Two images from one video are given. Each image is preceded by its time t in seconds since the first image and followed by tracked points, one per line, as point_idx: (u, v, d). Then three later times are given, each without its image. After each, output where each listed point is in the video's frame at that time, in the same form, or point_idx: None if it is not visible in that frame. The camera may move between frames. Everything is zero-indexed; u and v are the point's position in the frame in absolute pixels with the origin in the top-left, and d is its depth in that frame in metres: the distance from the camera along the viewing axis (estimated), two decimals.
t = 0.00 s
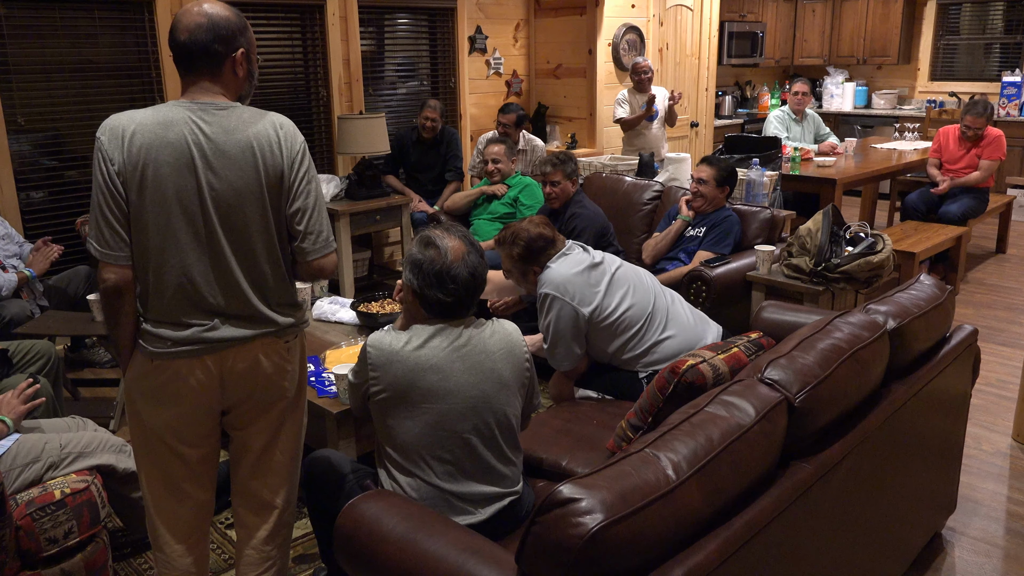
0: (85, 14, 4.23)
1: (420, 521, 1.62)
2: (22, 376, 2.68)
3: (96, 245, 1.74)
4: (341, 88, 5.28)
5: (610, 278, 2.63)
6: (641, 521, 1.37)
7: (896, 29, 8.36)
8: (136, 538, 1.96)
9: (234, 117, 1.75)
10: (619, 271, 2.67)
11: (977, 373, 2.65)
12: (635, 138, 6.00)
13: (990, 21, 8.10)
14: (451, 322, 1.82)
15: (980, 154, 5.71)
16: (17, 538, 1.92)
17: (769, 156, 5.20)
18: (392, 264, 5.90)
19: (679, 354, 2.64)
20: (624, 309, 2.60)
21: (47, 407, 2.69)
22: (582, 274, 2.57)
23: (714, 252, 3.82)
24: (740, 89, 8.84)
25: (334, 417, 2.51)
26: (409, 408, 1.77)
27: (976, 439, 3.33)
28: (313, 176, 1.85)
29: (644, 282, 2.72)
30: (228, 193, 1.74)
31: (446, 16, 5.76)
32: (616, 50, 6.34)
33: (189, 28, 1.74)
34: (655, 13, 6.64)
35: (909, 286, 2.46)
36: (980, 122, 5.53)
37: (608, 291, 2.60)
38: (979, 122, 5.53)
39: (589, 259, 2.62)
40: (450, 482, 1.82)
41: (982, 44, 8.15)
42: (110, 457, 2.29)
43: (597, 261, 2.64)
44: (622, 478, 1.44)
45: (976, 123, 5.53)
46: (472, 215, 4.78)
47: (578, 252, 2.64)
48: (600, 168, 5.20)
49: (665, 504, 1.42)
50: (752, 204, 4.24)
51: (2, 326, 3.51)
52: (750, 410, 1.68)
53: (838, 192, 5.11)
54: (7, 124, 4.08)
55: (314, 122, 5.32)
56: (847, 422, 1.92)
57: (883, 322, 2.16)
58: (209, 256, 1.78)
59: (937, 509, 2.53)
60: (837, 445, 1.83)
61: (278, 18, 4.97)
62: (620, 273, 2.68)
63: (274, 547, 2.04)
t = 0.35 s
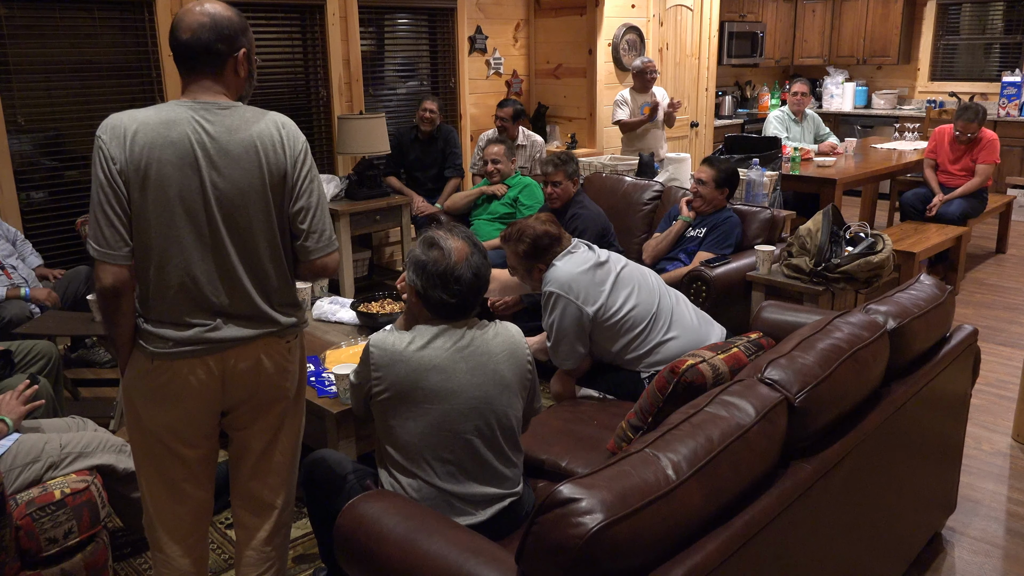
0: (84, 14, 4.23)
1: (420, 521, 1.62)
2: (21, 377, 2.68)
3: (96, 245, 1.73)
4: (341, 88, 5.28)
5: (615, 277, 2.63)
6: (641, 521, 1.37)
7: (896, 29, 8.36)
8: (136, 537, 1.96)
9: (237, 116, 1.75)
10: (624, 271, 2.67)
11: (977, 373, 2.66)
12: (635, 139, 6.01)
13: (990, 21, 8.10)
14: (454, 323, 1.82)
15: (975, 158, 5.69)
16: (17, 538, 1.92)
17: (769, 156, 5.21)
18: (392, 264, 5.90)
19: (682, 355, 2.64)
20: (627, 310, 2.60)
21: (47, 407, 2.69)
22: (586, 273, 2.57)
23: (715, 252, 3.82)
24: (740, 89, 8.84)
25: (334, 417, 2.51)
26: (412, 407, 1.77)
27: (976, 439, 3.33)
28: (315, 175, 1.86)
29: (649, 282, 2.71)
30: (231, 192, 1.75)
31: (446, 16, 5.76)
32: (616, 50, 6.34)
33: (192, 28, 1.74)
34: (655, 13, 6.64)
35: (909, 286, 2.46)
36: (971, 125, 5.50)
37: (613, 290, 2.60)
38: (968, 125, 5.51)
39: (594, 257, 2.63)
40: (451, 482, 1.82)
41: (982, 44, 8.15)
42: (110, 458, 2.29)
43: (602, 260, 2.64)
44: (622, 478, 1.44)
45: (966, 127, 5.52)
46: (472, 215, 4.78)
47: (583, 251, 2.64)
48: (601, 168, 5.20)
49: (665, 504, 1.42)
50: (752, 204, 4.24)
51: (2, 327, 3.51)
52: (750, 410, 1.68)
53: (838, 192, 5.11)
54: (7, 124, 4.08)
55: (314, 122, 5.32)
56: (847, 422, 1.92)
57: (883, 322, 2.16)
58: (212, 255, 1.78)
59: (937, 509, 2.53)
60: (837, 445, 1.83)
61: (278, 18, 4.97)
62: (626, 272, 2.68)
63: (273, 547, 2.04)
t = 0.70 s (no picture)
0: (84, 14, 4.23)
1: (419, 521, 1.62)
2: (21, 376, 2.68)
3: (92, 244, 1.71)
4: (341, 88, 5.28)
5: (618, 277, 2.63)
6: (641, 521, 1.37)
7: (897, 29, 8.36)
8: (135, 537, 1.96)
9: (239, 117, 1.76)
10: (627, 271, 2.67)
11: (976, 372, 2.66)
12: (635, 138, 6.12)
13: (990, 21, 8.10)
14: (458, 322, 1.82)
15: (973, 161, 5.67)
16: (17, 538, 1.92)
17: (769, 156, 5.21)
18: (392, 264, 5.90)
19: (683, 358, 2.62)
20: (629, 310, 2.60)
21: (47, 407, 2.69)
22: (589, 272, 2.57)
23: (714, 252, 3.82)
24: (740, 89, 8.84)
25: (334, 417, 2.50)
26: (415, 408, 1.77)
27: (976, 439, 3.33)
28: (315, 176, 1.87)
29: (653, 283, 2.70)
30: (233, 192, 1.75)
31: (446, 16, 5.76)
32: (616, 50, 6.34)
33: (199, 28, 1.74)
34: (655, 13, 6.64)
35: (909, 286, 2.46)
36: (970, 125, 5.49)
37: (615, 290, 2.60)
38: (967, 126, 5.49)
39: (598, 256, 2.63)
40: (452, 483, 1.82)
41: (982, 44, 8.15)
42: (110, 457, 2.29)
43: (606, 259, 2.64)
44: (623, 478, 1.44)
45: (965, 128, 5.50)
46: (472, 215, 4.77)
47: (587, 249, 2.64)
48: (601, 168, 5.20)
49: (666, 503, 1.42)
50: (752, 204, 4.24)
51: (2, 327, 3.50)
52: (750, 410, 1.68)
53: (838, 192, 5.11)
54: (7, 124, 4.08)
55: (314, 122, 5.32)
56: (847, 422, 1.92)
57: (883, 322, 2.16)
58: (213, 255, 1.78)
59: (937, 509, 2.53)
60: (837, 445, 1.83)
61: (278, 18, 4.97)
62: (630, 272, 2.67)
63: (272, 547, 2.04)
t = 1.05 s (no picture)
0: (85, 14, 4.23)
1: (419, 521, 1.62)
2: (22, 377, 2.68)
3: (87, 243, 1.70)
4: (341, 88, 5.28)
5: (635, 277, 2.62)
6: (641, 521, 1.37)
7: (897, 29, 8.36)
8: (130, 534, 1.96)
9: (234, 116, 1.76)
10: (646, 274, 2.65)
11: (976, 373, 2.66)
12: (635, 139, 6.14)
13: (990, 21, 8.10)
14: (462, 322, 1.82)
15: (977, 163, 5.66)
16: (17, 538, 1.92)
17: (769, 156, 5.21)
18: (391, 264, 5.90)
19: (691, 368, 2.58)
20: (640, 313, 2.59)
21: (47, 407, 2.69)
22: (604, 269, 2.59)
23: (714, 253, 3.83)
24: (740, 88, 8.84)
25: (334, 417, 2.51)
26: (417, 407, 1.77)
27: (976, 439, 3.33)
28: (309, 174, 1.88)
29: (673, 289, 2.67)
30: (229, 190, 1.76)
31: (446, 16, 5.76)
32: (616, 50, 6.34)
33: (193, 27, 1.74)
34: (655, 13, 6.64)
35: (909, 286, 2.46)
36: (976, 125, 5.47)
37: (629, 290, 2.60)
38: (975, 125, 5.47)
39: (619, 255, 2.64)
40: (453, 482, 1.82)
41: (982, 44, 8.15)
42: (110, 458, 2.29)
43: (625, 260, 2.63)
44: (623, 478, 1.44)
45: (971, 127, 5.48)
46: (472, 215, 4.77)
47: (608, 248, 2.65)
48: (601, 168, 5.20)
49: (665, 503, 1.42)
50: (752, 204, 4.24)
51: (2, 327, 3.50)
52: (750, 410, 1.68)
53: (838, 192, 5.11)
54: (7, 123, 4.08)
55: (314, 122, 5.32)
56: (847, 422, 1.92)
57: (883, 322, 2.16)
58: (208, 253, 1.78)
59: (937, 509, 2.53)
60: (838, 445, 1.83)
61: (277, 18, 4.98)
62: (649, 275, 2.65)
63: (270, 546, 2.05)
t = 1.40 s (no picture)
0: (85, 14, 4.24)
1: (419, 521, 1.62)
2: (22, 377, 2.68)
3: (85, 241, 1.69)
4: (341, 88, 5.28)
5: (662, 275, 2.64)
6: (642, 520, 1.37)
7: (897, 29, 8.36)
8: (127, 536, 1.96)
9: (231, 112, 1.78)
10: (674, 274, 2.67)
11: (976, 373, 2.66)
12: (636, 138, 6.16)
13: (990, 21, 8.10)
14: (467, 322, 1.82)
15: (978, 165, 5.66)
16: (17, 538, 1.92)
17: (769, 156, 5.21)
18: (391, 264, 5.90)
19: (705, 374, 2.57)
20: (661, 310, 2.60)
21: (47, 407, 2.68)
22: (634, 262, 2.62)
23: (715, 253, 3.83)
24: (740, 89, 8.84)
25: (334, 417, 2.51)
26: (420, 406, 1.77)
27: (976, 439, 3.33)
28: (304, 170, 1.92)
29: (700, 292, 2.67)
30: (229, 186, 1.76)
31: (446, 16, 5.76)
32: (616, 50, 6.34)
33: (191, 26, 1.75)
34: (655, 13, 6.63)
35: (909, 286, 2.46)
36: (983, 125, 5.45)
37: (653, 288, 2.62)
38: (981, 124, 5.45)
39: (652, 253, 2.66)
40: (454, 483, 1.82)
41: (982, 44, 8.15)
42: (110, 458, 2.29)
43: (655, 257, 2.66)
44: (623, 478, 1.44)
45: (977, 126, 5.46)
46: (472, 215, 4.76)
47: (641, 244, 2.67)
48: (601, 168, 5.21)
49: (665, 503, 1.42)
50: (752, 204, 4.24)
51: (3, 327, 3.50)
52: (750, 410, 1.68)
53: (838, 192, 5.11)
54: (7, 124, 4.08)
55: (314, 122, 5.32)
56: (847, 423, 1.92)
57: (883, 322, 2.16)
58: (208, 250, 1.78)
59: (937, 509, 2.53)
60: (838, 445, 1.83)
61: (277, 18, 4.98)
62: (677, 276, 2.67)
63: (268, 546, 2.06)
